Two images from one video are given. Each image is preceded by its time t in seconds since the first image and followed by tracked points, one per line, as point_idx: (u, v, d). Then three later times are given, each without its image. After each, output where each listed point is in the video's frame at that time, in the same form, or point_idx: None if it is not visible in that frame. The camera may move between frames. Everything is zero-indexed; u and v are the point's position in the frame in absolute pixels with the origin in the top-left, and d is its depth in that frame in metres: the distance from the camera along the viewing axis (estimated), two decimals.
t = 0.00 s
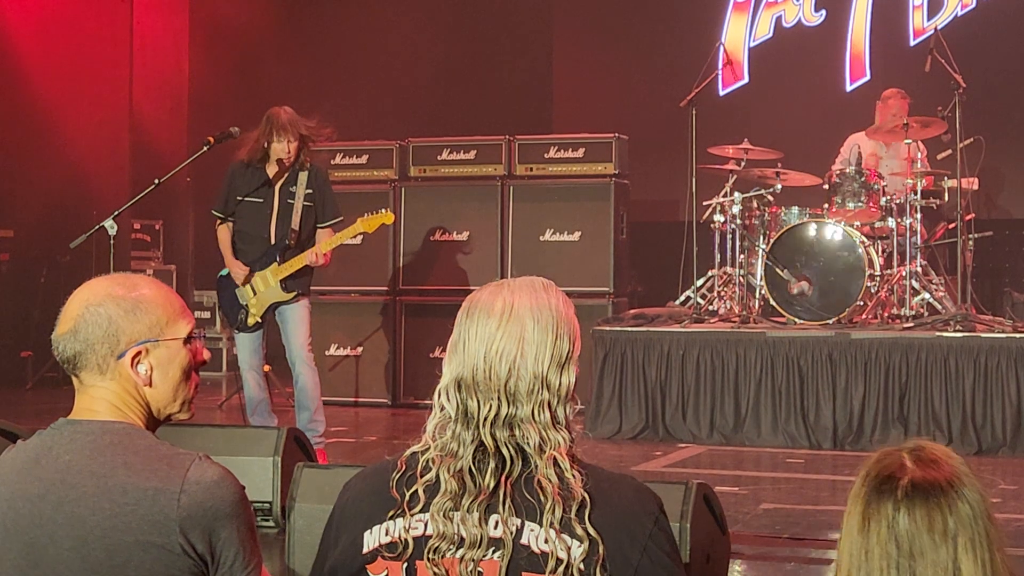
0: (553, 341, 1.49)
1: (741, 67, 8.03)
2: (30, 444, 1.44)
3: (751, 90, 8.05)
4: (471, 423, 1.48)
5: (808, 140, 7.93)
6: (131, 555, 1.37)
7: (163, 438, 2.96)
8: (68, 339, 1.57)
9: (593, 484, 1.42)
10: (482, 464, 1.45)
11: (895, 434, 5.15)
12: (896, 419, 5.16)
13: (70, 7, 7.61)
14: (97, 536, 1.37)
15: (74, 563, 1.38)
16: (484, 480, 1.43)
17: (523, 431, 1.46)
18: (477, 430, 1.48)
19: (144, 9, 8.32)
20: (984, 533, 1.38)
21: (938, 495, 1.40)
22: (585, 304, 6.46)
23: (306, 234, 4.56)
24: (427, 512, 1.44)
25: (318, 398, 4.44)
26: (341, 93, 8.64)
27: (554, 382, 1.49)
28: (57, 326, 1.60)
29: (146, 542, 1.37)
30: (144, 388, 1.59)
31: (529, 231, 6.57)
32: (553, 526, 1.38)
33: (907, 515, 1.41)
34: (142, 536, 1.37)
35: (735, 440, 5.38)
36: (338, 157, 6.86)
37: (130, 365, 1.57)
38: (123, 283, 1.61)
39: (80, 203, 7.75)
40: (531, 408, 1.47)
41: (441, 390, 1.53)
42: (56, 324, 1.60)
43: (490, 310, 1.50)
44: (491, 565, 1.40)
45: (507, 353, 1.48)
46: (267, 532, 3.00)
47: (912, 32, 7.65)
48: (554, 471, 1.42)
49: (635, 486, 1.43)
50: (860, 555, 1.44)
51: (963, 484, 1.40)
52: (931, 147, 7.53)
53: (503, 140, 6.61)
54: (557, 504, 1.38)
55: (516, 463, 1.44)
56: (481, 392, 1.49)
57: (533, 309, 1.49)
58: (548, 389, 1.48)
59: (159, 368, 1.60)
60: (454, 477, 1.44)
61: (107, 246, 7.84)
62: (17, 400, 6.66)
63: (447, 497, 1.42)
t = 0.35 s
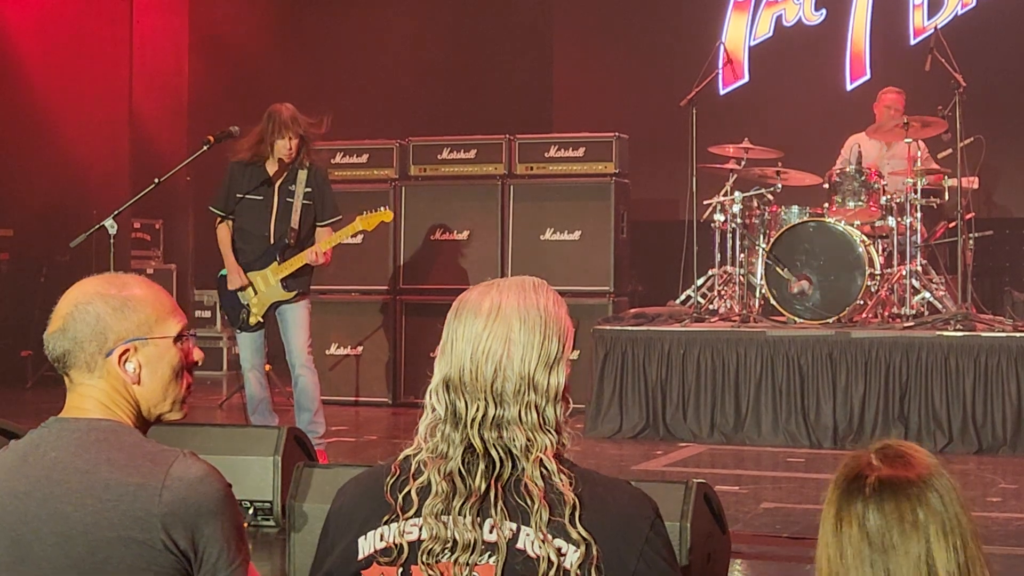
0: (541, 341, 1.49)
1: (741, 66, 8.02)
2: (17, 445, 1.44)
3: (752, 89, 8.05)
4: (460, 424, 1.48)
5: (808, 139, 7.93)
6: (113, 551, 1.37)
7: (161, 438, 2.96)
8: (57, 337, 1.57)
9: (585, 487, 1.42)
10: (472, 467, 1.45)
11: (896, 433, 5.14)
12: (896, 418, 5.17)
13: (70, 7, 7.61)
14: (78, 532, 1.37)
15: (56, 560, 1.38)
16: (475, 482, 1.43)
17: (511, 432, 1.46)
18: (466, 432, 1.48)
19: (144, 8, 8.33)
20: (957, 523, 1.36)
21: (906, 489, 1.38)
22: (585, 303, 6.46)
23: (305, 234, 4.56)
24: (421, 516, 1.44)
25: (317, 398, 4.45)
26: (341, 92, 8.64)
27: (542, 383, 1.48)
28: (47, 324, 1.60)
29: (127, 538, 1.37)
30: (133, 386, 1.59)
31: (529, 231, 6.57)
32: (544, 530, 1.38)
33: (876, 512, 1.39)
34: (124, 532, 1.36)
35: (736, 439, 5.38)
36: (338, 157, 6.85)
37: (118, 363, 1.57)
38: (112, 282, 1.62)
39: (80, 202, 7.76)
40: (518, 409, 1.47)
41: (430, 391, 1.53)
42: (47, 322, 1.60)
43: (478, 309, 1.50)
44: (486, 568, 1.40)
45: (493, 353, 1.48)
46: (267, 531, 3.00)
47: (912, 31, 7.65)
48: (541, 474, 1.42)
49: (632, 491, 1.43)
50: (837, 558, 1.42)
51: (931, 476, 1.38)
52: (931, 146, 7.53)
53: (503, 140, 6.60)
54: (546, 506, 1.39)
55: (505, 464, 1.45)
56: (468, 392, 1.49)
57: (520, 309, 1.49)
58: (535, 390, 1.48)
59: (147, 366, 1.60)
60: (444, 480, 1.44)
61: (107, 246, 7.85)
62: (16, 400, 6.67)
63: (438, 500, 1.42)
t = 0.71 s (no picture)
0: (534, 339, 1.49)
1: (741, 65, 8.03)
2: (9, 443, 1.45)
3: (752, 87, 8.05)
4: (454, 424, 1.49)
5: (808, 137, 7.92)
6: (100, 547, 1.37)
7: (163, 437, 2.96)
8: (50, 335, 1.57)
9: (580, 488, 1.42)
10: (467, 467, 1.45)
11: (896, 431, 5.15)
12: (897, 416, 5.16)
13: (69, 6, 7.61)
14: (68, 527, 1.37)
15: (45, 556, 1.38)
16: (470, 482, 1.43)
17: (504, 432, 1.46)
18: (460, 431, 1.48)
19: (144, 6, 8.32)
20: (942, 534, 1.36)
21: (895, 495, 1.39)
22: (585, 302, 6.46)
23: (305, 233, 4.56)
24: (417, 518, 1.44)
25: (317, 397, 4.45)
26: (341, 91, 8.63)
27: (535, 382, 1.48)
28: (41, 323, 1.60)
29: (115, 534, 1.37)
30: (126, 384, 1.59)
31: (530, 229, 6.57)
32: (538, 530, 1.38)
33: (863, 514, 1.40)
34: (112, 527, 1.36)
35: (736, 438, 5.38)
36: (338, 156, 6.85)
37: (111, 360, 1.58)
38: (106, 281, 1.62)
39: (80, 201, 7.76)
40: (511, 408, 1.47)
41: (425, 390, 1.54)
42: (40, 321, 1.60)
43: (471, 308, 1.50)
44: (483, 569, 1.40)
45: (486, 352, 1.48)
46: (268, 529, 3.00)
47: (912, 30, 7.65)
48: (535, 472, 1.43)
49: (629, 493, 1.43)
50: (823, 552, 1.45)
51: (923, 484, 1.38)
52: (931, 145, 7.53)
53: (503, 139, 6.60)
54: (541, 506, 1.39)
55: (499, 465, 1.45)
56: (461, 391, 1.49)
57: (512, 308, 1.49)
58: (528, 389, 1.48)
59: (140, 365, 1.60)
60: (439, 481, 1.44)
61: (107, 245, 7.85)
62: (16, 399, 6.67)
63: (433, 501, 1.42)
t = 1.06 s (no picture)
0: (534, 338, 1.49)
1: (740, 64, 8.03)
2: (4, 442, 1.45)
3: (752, 86, 8.05)
4: (454, 423, 1.49)
5: (808, 136, 7.92)
6: (94, 546, 1.37)
7: (162, 436, 2.96)
8: (46, 334, 1.58)
9: (581, 487, 1.42)
10: (466, 466, 1.45)
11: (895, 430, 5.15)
12: (896, 415, 5.16)
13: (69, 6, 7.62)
14: (61, 526, 1.37)
15: (39, 555, 1.38)
16: (469, 481, 1.44)
17: (504, 432, 1.46)
18: (459, 431, 1.48)
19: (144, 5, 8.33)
20: (950, 534, 1.36)
21: (909, 490, 1.39)
22: (584, 301, 6.46)
23: (303, 234, 4.56)
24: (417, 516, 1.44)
25: (316, 396, 4.45)
26: (340, 90, 8.63)
27: (535, 382, 1.48)
28: (37, 322, 1.61)
29: (108, 533, 1.37)
30: (121, 383, 1.60)
31: (529, 228, 6.57)
32: (538, 529, 1.39)
33: (874, 506, 1.40)
34: (106, 526, 1.37)
35: (735, 437, 5.38)
36: (337, 155, 6.85)
37: (106, 359, 1.58)
38: (101, 280, 1.62)
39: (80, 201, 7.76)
40: (511, 408, 1.47)
41: (425, 389, 1.54)
42: (37, 320, 1.61)
43: (470, 307, 1.50)
44: (483, 568, 1.40)
45: (485, 351, 1.48)
46: (267, 529, 3.00)
47: (911, 29, 7.65)
48: (535, 472, 1.43)
49: (629, 493, 1.43)
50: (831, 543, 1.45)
51: (938, 482, 1.38)
52: (930, 144, 7.53)
53: (502, 138, 6.61)
54: (540, 505, 1.39)
55: (499, 464, 1.45)
56: (461, 390, 1.49)
57: (512, 307, 1.49)
58: (528, 389, 1.48)
59: (135, 364, 1.60)
60: (439, 479, 1.44)
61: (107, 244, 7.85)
62: (16, 398, 6.68)
63: (432, 500, 1.42)
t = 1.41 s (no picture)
0: (541, 337, 1.49)
1: (742, 63, 8.02)
2: (8, 442, 1.45)
3: (754, 86, 8.05)
4: (461, 422, 1.49)
5: (810, 135, 7.92)
6: (101, 547, 1.37)
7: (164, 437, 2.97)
8: (50, 335, 1.58)
9: (583, 484, 1.43)
10: (473, 464, 1.45)
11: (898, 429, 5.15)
12: (898, 415, 5.16)
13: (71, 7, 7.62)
14: (68, 527, 1.37)
15: (45, 557, 1.38)
16: (476, 479, 1.44)
17: (511, 430, 1.46)
18: (467, 429, 1.48)
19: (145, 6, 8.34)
20: (954, 536, 1.36)
21: (908, 494, 1.39)
22: (586, 301, 6.46)
23: (304, 234, 4.56)
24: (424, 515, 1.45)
25: (318, 395, 4.45)
26: (342, 90, 8.63)
27: (543, 380, 1.48)
28: (41, 323, 1.61)
29: (115, 534, 1.37)
30: (126, 384, 1.60)
31: (531, 228, 6.57)
32: (543, 528, 1.39)
33: (875, 513, 1.40)
34: (113, 528, 1.37)
35: (738, 436, 5.38)
36: (339, 155, 6.85)
37: (111, 360, 1.58)
38: (105, 281, 1.62)
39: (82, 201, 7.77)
40: (518, 407, 1.47)
41: (433, 388, 1.54)
42: (40, 321, 1.61)
43: (478, 306, 1.50)
44: (489, 567, 1.40)
45: (493, 350, 1.48)
46: (270, 529, 3.01)
47: (913, 28, 7.64)
48: (540, 470, 1.43)
49: (633, 490, 1.43)
50: (834, 549, 1.46)
51: (935, 484, 1.38)
52: (932, 143, 7.53)
53: (504, 138, 6.61)
54: (546, 504, 1.39)
55: (506, 463, 1.45)
56: (469, 389, 1.50)
57: (520, 306, 1.49)
58: (536, 388, 1.48)
59: (140, 365, 1.61)
60: (446, 478, 1.44)
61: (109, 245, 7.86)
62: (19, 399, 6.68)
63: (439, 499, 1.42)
